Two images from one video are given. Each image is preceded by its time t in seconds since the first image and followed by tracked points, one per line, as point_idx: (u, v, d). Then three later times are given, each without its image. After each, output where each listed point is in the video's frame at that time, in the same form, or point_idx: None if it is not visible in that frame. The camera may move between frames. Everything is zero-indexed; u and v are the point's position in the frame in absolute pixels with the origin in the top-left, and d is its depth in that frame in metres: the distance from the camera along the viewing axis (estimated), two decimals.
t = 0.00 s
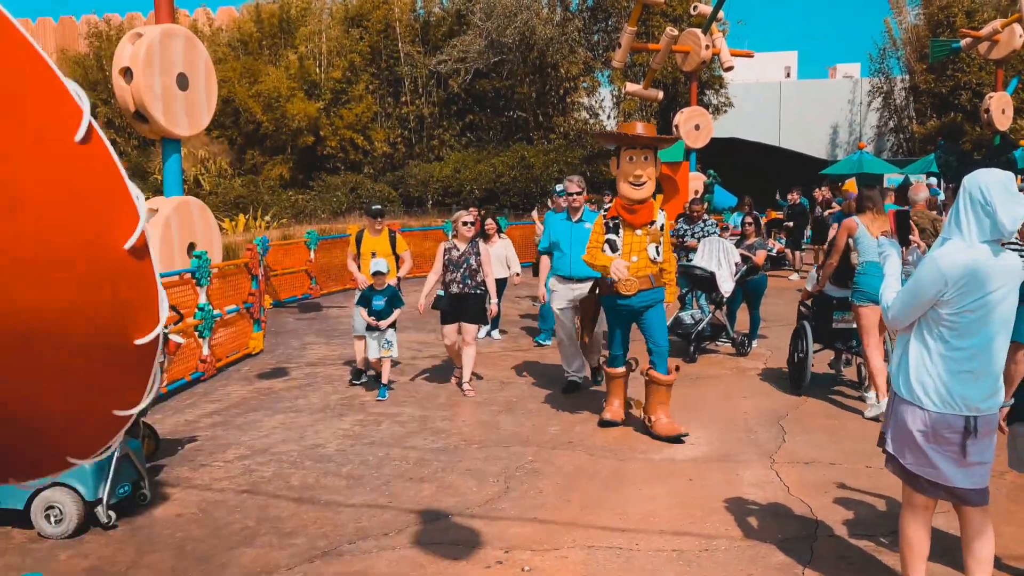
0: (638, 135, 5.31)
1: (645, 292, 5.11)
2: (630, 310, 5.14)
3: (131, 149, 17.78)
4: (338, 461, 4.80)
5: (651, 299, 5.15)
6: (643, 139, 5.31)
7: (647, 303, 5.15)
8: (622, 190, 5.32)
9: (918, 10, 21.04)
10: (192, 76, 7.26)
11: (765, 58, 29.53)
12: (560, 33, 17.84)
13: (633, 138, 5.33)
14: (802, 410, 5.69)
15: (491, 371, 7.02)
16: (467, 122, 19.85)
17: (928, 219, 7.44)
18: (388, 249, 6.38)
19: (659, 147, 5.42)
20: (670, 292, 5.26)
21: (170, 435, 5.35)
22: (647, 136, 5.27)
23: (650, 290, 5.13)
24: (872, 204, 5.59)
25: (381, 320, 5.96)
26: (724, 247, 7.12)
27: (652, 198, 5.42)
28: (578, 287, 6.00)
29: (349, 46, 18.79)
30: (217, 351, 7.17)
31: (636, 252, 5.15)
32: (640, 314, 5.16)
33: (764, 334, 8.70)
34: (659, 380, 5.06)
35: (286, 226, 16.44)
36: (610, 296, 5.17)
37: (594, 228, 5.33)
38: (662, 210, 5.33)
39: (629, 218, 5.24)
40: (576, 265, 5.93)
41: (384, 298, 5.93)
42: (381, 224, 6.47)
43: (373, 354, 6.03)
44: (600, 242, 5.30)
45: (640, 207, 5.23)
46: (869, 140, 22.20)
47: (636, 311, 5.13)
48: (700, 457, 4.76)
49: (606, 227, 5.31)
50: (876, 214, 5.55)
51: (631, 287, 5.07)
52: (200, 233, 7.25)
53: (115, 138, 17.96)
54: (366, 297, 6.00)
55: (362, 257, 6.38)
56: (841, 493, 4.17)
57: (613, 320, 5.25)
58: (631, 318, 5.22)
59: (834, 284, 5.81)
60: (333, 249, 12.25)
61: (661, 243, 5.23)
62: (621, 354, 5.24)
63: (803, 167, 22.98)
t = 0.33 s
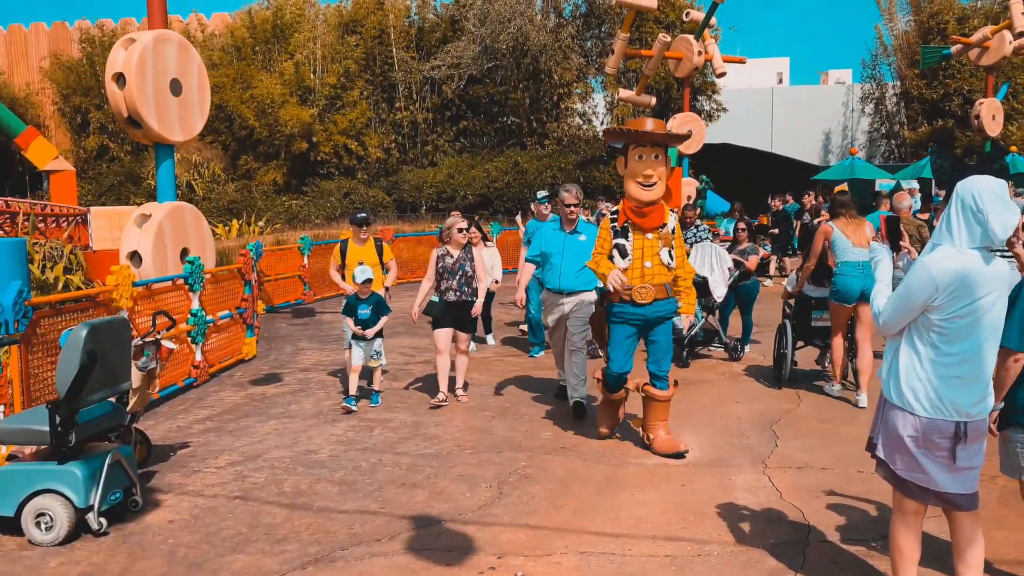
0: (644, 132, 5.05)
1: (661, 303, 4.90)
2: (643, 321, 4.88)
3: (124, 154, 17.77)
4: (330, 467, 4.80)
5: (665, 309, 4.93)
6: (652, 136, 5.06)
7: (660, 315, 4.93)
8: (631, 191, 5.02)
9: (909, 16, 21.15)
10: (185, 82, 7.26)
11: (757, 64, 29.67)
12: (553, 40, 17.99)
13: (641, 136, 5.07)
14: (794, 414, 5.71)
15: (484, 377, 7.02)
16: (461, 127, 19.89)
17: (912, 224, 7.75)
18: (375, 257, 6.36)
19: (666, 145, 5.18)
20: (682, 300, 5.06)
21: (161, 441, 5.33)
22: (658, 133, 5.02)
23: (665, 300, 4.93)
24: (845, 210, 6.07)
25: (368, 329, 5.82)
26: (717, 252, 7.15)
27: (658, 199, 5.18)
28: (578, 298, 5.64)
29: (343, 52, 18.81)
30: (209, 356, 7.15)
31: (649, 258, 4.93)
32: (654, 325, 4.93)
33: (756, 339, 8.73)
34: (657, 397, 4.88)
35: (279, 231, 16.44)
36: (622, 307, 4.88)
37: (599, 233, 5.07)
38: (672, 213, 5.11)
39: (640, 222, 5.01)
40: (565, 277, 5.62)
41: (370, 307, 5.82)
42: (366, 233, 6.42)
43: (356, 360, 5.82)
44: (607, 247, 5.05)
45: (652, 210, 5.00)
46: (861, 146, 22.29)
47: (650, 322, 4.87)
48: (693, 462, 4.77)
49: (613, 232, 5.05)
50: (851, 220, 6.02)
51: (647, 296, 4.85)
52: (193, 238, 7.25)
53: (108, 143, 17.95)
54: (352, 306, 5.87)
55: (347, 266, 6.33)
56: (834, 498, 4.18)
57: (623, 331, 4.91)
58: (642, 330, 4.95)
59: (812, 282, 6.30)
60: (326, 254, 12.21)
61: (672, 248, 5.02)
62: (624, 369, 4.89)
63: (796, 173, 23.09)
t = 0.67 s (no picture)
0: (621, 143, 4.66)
1: (657, 326, 4.50)
2: (636, 343, 4.51)
3: (115, 162, 17.78)
4: (323, 476, 4.78)
5: (663, 330, 4.53)
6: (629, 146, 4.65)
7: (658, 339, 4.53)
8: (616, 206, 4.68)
9: (900, 23, 21.27)
10: (177, 89, 7.24)
11: (749, 71, 29.83)
12: (546, 48, 18.02)
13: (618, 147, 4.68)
14: (787, 421, 5.72)
15: (478, 385, 7.01)
16: (454, 135, 19.93)
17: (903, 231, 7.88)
18: (361, 263, 6.33)
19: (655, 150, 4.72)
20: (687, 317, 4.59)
21: (153, 450, 5.31)
22: (637, 141, 4.60)
23: (663, 322, 4.53)
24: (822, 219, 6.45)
25: (347, 339, 5.71)
26: (711, 258, 7.16)
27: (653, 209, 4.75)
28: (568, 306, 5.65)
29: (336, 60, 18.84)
30: (202, 365, 7.13)
31: (639, 277, 4.53)
32: (651, 347, 4.54)
33: (749, 345, 8.74)
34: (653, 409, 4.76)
35: (272, 239, 16.47)
36: (615, 328, 4.53)
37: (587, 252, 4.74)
38: (666, 224, 4.64)
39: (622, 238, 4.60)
40: (556, 281, 5.63)
41: (349, 316, 5.73)
42: (350, 237, 6.40)
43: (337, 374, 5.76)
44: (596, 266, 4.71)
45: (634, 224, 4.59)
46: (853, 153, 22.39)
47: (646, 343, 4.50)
48: (686, 469, 4.76)
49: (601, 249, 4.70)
50: (826, 227, 6.37)
51: (642, 317, 4.47)
52: (185, 246, 7.24)
53: (99, 151, 17.95)
54: (330, 317, 5.76)
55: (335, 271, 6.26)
56: (827, 505, 4.18)
57: (618, 353, 4.52)
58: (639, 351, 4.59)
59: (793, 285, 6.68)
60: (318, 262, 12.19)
61: (669, 263, 4.56)
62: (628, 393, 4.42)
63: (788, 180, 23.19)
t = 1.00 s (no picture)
0: (618, 132, 4.52)
1: (639, 327, 4.26)
2: (620, 350, 4.30)
3: (107, 169, 17.73)
4: (315, 484, 4.76)
5: (648, 332, 4.27)
6: (628, 134, 4.51)
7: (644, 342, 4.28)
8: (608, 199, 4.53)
9: (890, 31, 21.40)
10: (169, 96, 7.23)
11: (740, 79, 29.97)
12: (538, 55, 18.04)
13: (614, 136, 4.54)
14: (780, 427, 5.72)
15: (471, 392, 6.99)
16: (447, 142, 19.94)
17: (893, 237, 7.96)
18: (358, 275, 6.22)
19: (654, 142, 4.60)
20: (678, 323, 4.39)
21: (144, 459, 5.28)
22: (633, 129, 4.47)
23: (646, 323, 4.27)
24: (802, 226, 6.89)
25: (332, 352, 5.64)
26: (702, 265, 7.14)
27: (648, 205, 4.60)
28: (551, 324, 5.31)
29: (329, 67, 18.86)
30: (194, 373, 7.10)
31: (624, 277, 4.36)
32: (637, 353, 4.30)
33: (742, 352, 8.75)
34: (662, 437, 4.25)
35: (265, 246, 16.45)
36: (596, 333, 4.37)
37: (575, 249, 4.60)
38: (660, 221, 4.48)
39: (613, 233, 4.44)
40: (536, 299, 5.27)
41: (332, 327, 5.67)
42: (348, 248, 6.27)
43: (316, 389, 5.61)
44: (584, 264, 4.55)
45: (627, 218, 4.43)
46: (844, 160, 22.50)
47: (630, 349, 4.28)
48: (679, 476, 4.76)
49: (590, 246, 4.55)
50: (805, 235, 6.81)
51: (621, 321, 4.25)
52: (177, 254, 7.21)
53: (90, 158, 17.88)
54: (313, 329, 5.69)
55: (331, 282, 6.11)
56: (820, 511, 4.18)
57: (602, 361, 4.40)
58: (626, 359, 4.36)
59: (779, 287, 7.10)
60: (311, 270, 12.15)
61: (659, 263, 4.38)
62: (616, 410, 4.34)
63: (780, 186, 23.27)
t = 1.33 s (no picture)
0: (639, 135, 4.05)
1: (650, 352, 3.85)
2: (628, 378, 3.89)
3: (98, 176, 17.69)
4: (308, 493, 4.75)
5: (659, 358, 3.87)
6: (651, 140, 4.06)
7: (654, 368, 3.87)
8: (621, 206, 4.09)
9: (881, 38, 21.53)
10: (161, 103, 7.22)
11: (732, 86, 30.10)
12: (530, 62, 18.08)
13: (634, 139, 4.07)
14: (773, 433, 5.73)
15: (465, 399, 6.99)
16: (440, 148, 19.96)
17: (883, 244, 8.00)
18: (361, 283, 6.19)
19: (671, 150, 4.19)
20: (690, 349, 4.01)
21: (136, 468, 5.26)
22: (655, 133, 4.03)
23: (658, 347, 3.87)
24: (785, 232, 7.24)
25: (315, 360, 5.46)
26: (696, 273, 7.13)
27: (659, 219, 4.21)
28: (522, 330, 5.04)
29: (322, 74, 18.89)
30: (186, 381, 7.08)
31: (636, 297, 3.99)
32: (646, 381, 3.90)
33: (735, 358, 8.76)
34: (661, 477, 3.77)
35: (257, 253, 16.46)
36: (601, 358, 3.94)
37: (578, 262, 4.14)
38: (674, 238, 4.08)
39: (628, 248, 4.01)
40: (504, 304, 5.03)
41: (317, 336, 5.48)
42: (354, 252, 6.27)
43: (300, 400, 5.45)
44: (588, 280, 4.11)
45: (643, 233, 4.01)
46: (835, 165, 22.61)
47: (638, 377, 3.87)
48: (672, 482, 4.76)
49: (597, 260, 4.12)
50: (788, 239, 7.15)
51: (629, 346, 3.83)
52: (169, 261, 7.20)
53: (81, 165, 17.84)
54: (297, 337, 5.50)
55: (334, 287, 6.13)
56: (813, 517, 4.19)
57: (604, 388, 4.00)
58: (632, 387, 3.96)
59: (766, 290, 7.52)
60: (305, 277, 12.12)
61: (672, 283, 4.02)
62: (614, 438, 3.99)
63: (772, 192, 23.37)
